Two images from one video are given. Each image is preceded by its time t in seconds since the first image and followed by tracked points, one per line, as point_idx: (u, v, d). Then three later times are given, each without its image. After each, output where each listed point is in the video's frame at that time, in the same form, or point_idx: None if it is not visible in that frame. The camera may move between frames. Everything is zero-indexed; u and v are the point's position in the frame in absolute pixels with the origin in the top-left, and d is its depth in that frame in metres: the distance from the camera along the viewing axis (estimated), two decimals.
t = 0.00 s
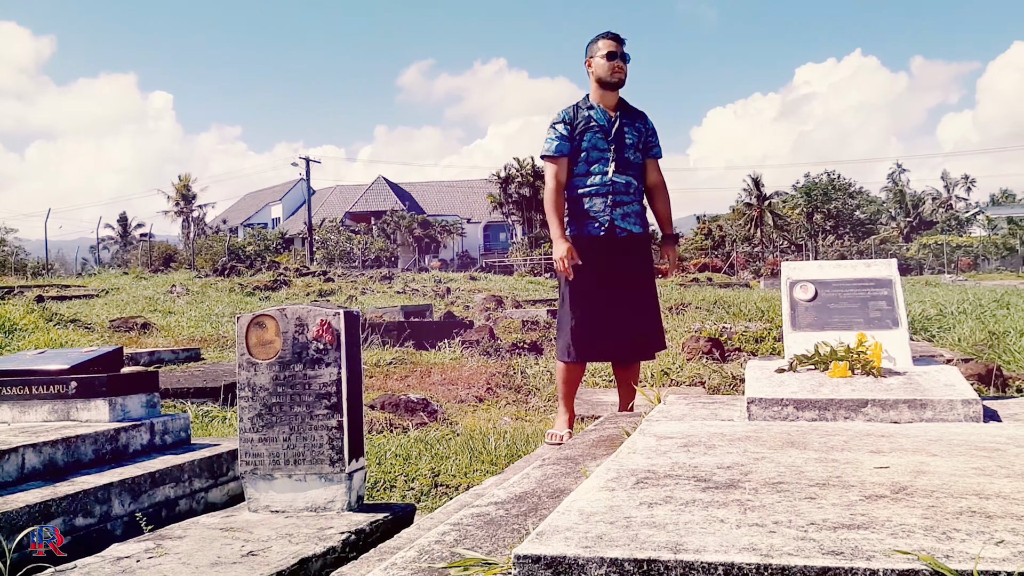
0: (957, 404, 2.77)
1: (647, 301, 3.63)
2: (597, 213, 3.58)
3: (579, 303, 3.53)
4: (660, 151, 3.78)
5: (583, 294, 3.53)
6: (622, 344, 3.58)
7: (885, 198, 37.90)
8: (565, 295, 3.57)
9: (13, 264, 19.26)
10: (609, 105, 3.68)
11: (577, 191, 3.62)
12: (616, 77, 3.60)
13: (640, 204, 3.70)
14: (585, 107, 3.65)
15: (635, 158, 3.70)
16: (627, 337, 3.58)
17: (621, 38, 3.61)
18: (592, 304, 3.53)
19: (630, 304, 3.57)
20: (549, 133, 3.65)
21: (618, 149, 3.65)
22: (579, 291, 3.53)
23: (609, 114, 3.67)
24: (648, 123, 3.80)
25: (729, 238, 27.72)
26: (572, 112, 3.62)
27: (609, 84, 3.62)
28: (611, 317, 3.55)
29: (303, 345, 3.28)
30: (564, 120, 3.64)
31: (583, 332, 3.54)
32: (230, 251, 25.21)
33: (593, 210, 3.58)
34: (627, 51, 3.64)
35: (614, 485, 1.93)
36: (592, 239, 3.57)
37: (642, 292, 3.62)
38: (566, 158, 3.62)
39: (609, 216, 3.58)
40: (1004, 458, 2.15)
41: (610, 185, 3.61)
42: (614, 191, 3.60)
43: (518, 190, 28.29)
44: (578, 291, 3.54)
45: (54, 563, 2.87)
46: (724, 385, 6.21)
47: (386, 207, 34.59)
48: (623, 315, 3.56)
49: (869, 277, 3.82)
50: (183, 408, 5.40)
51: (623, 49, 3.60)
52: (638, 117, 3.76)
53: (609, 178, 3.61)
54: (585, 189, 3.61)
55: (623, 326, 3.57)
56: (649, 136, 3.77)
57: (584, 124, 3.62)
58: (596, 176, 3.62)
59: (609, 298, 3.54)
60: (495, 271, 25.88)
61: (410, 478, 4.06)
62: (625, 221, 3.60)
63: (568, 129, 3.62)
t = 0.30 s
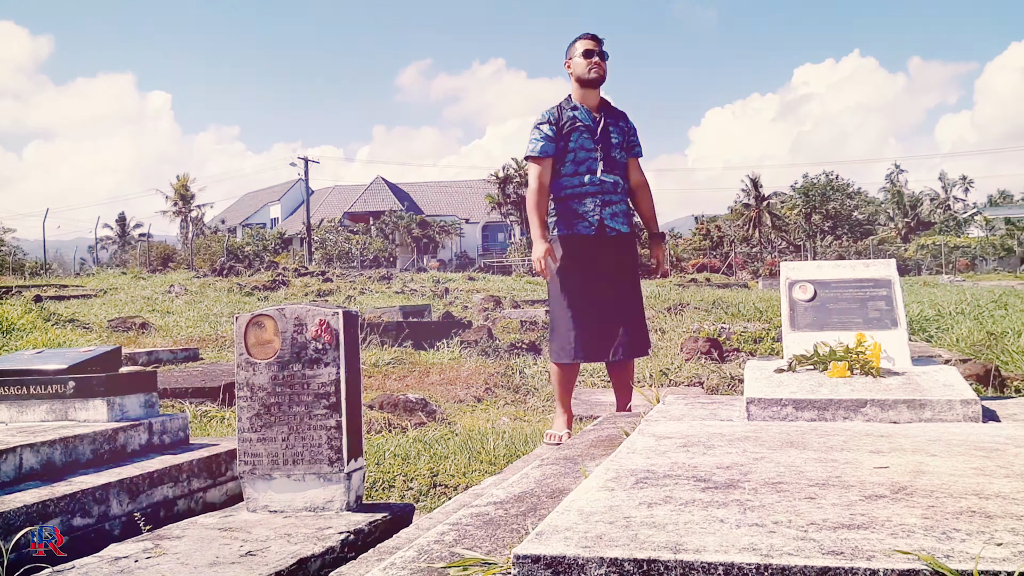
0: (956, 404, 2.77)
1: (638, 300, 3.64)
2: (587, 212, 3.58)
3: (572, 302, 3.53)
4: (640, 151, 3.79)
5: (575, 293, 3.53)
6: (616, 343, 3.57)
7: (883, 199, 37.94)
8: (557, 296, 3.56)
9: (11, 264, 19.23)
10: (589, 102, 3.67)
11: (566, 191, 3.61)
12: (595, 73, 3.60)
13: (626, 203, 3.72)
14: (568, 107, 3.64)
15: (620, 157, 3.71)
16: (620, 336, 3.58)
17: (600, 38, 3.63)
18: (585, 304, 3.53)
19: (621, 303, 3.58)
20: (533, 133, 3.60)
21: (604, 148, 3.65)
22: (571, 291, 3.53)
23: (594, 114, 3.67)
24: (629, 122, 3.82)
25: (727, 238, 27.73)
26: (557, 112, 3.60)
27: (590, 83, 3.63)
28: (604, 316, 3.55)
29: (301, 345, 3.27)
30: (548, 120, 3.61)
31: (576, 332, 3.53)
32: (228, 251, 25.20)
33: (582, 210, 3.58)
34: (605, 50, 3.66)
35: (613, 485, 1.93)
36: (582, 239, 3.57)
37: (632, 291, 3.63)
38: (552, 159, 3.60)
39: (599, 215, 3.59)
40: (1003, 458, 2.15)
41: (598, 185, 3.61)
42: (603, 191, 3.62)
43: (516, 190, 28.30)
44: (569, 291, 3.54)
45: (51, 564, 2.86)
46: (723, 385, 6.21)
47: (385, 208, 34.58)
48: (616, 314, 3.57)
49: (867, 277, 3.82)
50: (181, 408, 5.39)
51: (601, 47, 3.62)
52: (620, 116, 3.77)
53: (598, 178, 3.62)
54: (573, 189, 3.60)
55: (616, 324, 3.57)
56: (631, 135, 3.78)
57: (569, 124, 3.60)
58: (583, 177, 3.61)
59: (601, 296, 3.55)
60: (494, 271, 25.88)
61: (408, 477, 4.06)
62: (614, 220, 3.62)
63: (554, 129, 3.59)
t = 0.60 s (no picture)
0: (958, 403, 2.77)
1: (628, 299, 3.64)
2: (575, 212, 3.59)
3: (562, 302, 3.53)
4: (625, 148, 3.79)
5: (565, 293, 3.53)
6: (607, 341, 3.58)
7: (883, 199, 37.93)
8: (547, 296, 3.56)
9: (11, 264, 19.25)
10: (571, 103, 3.67)
11: (553, 191, 3.61)
12: (577, 74, 3.59)
13: (613, 202, 3.73)
14: (551, 107, 3.63)
15: (606, 156, 3.71)
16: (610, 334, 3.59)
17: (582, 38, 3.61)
18: (575, 303, 3.53)
19: (611, 301, 3.59)
20: (519, 135, 3.60)
21: (590, 148, 3.65)
22: (560, 291, 3.52)
23: (578, 114, 3.67)
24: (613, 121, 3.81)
25: (728, 238, 27.71)
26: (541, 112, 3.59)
27: (573, 84, 3.62)
28: (594, 315, 3.56)
29: (303, 344, 3.27)
30: (534, 121, 3.59)
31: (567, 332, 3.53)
32: (229, 251, 25.19)
33: (569, 209, 3.59)
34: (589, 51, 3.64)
35: (617, 484, 1.93)
36: (571, 238, 3.57)
37: (621, 289, 3.63)
38: (540, 159, 3.59)
39: (587, 214, 3.60)
40: (1008, 457, 2.15)
41: (586, 185, 3.62)
42: (590, 190, 3.62)
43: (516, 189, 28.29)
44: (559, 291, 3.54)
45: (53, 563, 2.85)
46: (724, 384, 6.21)
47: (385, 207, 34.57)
48: (606, 312, 3.57)
49: (869, 276, 3.82)
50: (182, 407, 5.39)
51: (584, 48, 3.60)
52: (604, 115, 3.76)
53: (585, 178, 3.62)
54: (561, 189, 3.60)
55: (607, 322, 3.58)
56: (615, 134, 3.78)
57: (555, 124, 3.60)
58: (570, 176, 3.61)
59: (590, 295, 3.56)
60: (495, 271, 25.88)
61: (410, 476, 4.06)
62: (602, 219, 3.63)
63: (540, 130, 3.58)
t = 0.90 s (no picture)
0: (966, 405, 2.76)
1: (621, 299, 3.63)
2: (566, 214, 3.57)
3: (554, 304, 3.53)
4: (616, 150, 3.78)
5: (558, 296, 3.53)
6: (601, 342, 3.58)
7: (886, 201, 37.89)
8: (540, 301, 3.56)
9: (14, 265, 19.29)
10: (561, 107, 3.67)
11: (545, 194, 3.60)
12: (564, 79, 3.59)
13: (605, 204, 3.71)
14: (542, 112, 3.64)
15: (597, 158, 3.70)
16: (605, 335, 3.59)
17: (570, 42, 3.62)
18: (568, 306, 3.53)
19: (604, 303, 3.58)
20: (510, 140, 3.60)
21: (581, 150, 3.64)
22: (552, 295, 3.52)
23: (569, 117, 3.66)
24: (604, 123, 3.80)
25: (730, 240, 27.68)
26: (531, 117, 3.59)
27: (561, 88, 3.62)
28: (587, 317, 3.55)
29: (308, 345, 3.26)
30: (524, 126, 3.60)
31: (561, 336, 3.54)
32: (231, 252, 25.23)
33: (560, 211, 3.57)
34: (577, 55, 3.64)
35: (624, 486, 1.92)
36: (562, 240, 3.56)
37: (615, 289, 3.62)
38: (531, 163, 3.59)
39: (578, 216, 3.58)
40: (1017, 459, 2.14)
41: (577, 188, 3.60)
42: (582, 193, 3.61)
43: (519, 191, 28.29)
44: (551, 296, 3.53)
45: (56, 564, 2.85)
46: (728, 386, 6.20)
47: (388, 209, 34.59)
48: (599, 314, 3.57)
49: (875, 278, 3.81)
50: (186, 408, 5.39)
51: (571, 53, 3.60)
52: (595, 117, 3.76)
53: (576, 180, 3.61)
54: (552, 192, 3.59)
55: (601, 323, 3.57)
56: (606, 136, 3.77)
57: (545, 128, 3.60)
58: (560, 179, 3.60)
59: (583, 298, 3.55)
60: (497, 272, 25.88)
61: (414, 478, 4.05)
62: (594, 221, 3.61)
63: (530, 135, 3.58)
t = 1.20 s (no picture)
0: (974, 407, 2.74)
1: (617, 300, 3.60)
2: (557, 215, 3.56)
3: (549, 307, 3.53)
4: (615, 149, 3.73)
5: (553, 298, 3.53)
6: (599, 343, 3.56)
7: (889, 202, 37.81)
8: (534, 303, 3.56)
9: (17, 265, 19.32)
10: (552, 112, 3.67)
11: (537, 196, 3.62)
12: (548, 87, 3.59)
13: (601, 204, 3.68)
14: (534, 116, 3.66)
15: (591, 159, 3.67)
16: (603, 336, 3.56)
17: (559, 44, 3.59)
18: (563, 308, 3.52)
19: (600, 304, 3.56)
20: (503, 145, 3.66)
21: (573, 151, 3.63)
22: (545, 297, 3.52)
23: (562, 119, 3.65)
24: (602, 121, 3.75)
25: (733, 240, 27.63)
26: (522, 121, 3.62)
27: (552, 91, 3.60)
28: (584, 318, 3.53)
29: (311, 346, 3.25)
30: (516, 130, 3.64)
31: (555, 337, 3.53)
32: (234, 253, 25.24)
33: (551, 212, 3.58)
34: (564, 59, 3.59)
35: (631, 488, 1.90)
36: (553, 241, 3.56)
37: (611, 290, 3.60)
38: (522, 167, 3.63)
39: (570, 217, 3.56)
40: None
41: (569, 188, 3.59)
42: (574, 193, 3.59)
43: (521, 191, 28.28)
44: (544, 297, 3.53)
45: (57, 565, 2.84)
46: (731, 387, 6.17)
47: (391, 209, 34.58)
48: (596, 315, 3.55)
49: (882, 278, 3.79)
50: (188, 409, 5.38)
51: (556, 58, 3.56)
52: (591, 117, 3.72)
53: (568, 181, 3.60)
54: (543, 194, 3.61)
55: (598, 324, 3.55)
56: (603, 134, 3.73)
57: (536, 131, 3.62)
58: (552, 181, 3.61)
59: (579, 299, 3.53)
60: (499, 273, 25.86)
61: (417, 479, 4.04)
62: (587, 222, 3.59)
63: (521, 139, 3.63)
